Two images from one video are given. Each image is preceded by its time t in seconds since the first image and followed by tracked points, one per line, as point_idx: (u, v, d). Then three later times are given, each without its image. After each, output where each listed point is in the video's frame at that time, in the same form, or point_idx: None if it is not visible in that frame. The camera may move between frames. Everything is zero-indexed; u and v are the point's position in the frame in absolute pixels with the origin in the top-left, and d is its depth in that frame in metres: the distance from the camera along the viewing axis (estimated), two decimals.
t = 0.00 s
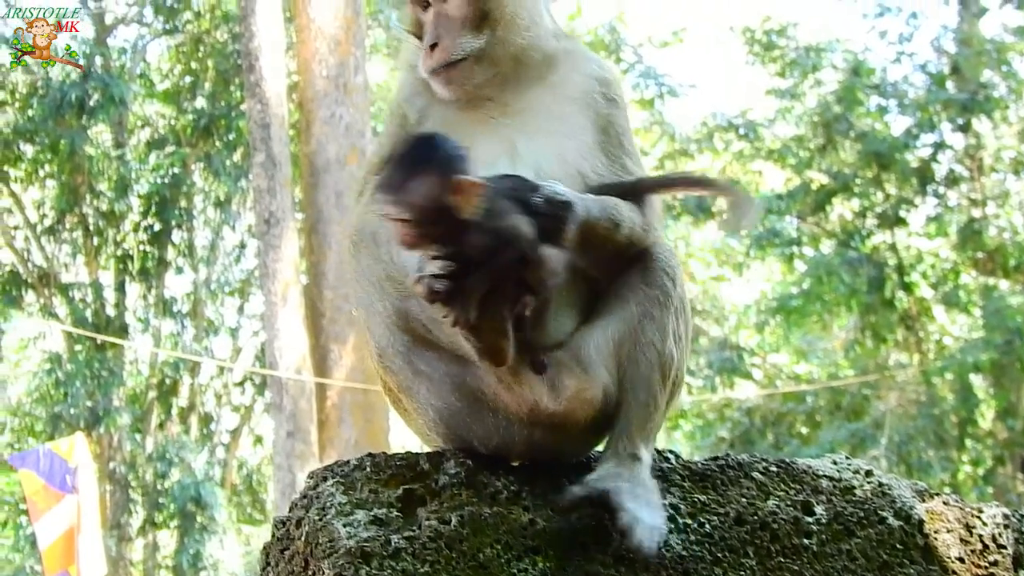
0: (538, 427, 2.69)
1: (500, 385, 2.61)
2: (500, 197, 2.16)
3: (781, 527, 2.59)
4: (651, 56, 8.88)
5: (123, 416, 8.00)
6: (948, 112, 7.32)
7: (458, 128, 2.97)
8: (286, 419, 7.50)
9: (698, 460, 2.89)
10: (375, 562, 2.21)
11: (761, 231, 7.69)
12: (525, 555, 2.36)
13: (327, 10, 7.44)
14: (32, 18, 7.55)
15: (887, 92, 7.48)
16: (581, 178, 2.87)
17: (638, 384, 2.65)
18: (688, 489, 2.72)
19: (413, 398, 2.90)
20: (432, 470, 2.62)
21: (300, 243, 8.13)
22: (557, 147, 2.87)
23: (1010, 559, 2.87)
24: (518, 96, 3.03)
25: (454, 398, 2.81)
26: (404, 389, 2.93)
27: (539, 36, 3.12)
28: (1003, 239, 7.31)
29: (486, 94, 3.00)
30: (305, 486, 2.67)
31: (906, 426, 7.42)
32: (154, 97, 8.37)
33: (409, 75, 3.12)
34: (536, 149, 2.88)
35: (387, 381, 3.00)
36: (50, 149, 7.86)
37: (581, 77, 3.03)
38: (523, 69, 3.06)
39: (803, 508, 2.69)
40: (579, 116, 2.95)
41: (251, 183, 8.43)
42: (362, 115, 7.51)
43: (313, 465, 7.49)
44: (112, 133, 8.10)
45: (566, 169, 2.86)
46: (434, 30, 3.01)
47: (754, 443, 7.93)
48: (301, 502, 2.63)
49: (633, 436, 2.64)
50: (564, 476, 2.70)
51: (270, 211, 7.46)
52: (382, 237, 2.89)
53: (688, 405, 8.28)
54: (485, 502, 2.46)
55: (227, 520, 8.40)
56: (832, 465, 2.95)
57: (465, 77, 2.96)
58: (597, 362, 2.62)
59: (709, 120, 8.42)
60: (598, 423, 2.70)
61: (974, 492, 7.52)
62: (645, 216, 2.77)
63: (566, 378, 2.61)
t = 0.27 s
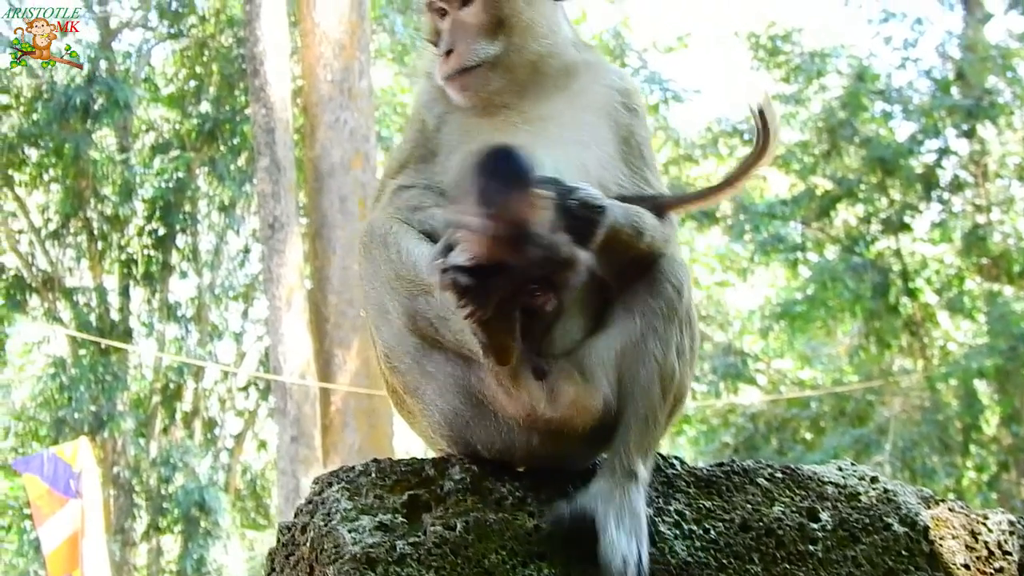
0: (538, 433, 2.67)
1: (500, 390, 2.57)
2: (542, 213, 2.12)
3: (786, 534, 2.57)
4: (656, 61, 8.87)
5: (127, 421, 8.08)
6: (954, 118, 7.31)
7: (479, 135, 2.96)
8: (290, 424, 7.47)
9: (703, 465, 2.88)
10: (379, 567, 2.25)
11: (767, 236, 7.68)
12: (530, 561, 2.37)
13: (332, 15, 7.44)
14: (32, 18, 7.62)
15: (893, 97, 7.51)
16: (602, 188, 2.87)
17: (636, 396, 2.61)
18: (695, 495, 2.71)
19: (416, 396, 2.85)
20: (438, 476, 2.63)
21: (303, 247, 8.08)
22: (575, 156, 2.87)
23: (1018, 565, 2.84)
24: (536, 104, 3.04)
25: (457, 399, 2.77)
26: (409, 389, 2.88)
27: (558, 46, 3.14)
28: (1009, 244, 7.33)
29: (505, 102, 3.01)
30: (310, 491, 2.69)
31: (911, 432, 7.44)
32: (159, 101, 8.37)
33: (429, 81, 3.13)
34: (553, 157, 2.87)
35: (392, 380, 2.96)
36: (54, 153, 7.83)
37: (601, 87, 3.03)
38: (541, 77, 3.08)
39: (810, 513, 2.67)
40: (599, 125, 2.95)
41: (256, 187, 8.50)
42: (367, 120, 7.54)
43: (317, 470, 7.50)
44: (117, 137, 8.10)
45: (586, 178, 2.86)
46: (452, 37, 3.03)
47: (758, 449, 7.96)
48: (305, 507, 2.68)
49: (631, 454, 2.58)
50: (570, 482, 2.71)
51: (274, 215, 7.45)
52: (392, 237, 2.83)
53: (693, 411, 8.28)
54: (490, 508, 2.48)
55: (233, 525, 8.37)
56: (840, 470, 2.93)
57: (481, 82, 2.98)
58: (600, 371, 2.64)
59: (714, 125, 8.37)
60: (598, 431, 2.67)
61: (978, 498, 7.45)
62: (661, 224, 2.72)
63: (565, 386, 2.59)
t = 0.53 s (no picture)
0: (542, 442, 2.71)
1: (505, 395, 2.65)
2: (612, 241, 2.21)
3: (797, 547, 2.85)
4: (664, 70, 8.85)
5: (135, 429, 8.13)
6: (963, 129, 7.34)
7: (509, 149, 3.05)
8: (298, 433, 7.51)
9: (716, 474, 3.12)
10: None
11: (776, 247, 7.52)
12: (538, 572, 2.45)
13: (340, 24, 7.42)
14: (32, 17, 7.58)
15: (902, 108, 7.53)
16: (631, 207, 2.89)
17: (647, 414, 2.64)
18: (707, 504, 2.94)
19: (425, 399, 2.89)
20: (448, 486, 2.61)
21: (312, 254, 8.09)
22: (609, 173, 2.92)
23: None
24: (572, 121, 3.09)
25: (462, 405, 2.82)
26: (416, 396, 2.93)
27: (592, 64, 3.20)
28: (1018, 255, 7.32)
29: (541, 118, 3.05)
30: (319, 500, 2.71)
31: (919, 442, 7.49)
32: (168, 110, 8.40)
33: (461, 94, 3.19)
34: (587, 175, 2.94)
35: (401, 385, 3.01)
36: (63, 161, 7.91)
37: (634, 106, 3.07)
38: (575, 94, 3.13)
39: (819, 525, 2.95)
40: (632, 145, 2.99)
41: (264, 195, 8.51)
42: (375, 129, 7.51)
43: (326, 479, 7.54)
44: (126, 146, 8.12)
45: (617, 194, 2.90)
46: (490, 51, 3.07)
47: (767, 460, 7.96)
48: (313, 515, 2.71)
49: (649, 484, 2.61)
50: (578, 492, 2.78)
51: (283, 224, 7.47)
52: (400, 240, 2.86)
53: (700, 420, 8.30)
54: (500, 518, 2.54)
55: (240, 533, 8.39)
56: (850, 481, 3.22)
57: (519, 97, 3.01)
58: (607, 389, 2.67)
59: (722, 135, 8.29)
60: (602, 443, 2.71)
61: (987, 509, 7.46)
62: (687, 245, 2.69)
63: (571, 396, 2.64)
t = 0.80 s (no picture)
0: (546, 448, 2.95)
1: (506, 404, 2.94)
2: (662, 293, 2.27)
3: (804, 552, 2.89)
4: (669, 77, 8.90)
5: (140, 434, 8.16)
6: (969, 134, 7.34)
7: (531, 158, 3.20)
8: (303, 438, 7.47)
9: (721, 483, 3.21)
10: None
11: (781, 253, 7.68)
12: None
13: (347, 31, 7.43)
14: (32, 17, 7.49)
15: (908, 114, 7.52)
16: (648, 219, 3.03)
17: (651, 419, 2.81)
18: (712, 513, 3.02)
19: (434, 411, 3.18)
20: (453, 491, 2.79)
21: (318, 260, 8.12)
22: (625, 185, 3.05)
23: None
24: (594, 130, 3.21)
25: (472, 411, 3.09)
26: (422, 400, 3.20)
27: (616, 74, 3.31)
28: None
29: (564, 128, 3.18)
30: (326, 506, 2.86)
31: (925, 448, 7.47)
32: (174, 115, 8.41)
33: (485, 98, 3.33)
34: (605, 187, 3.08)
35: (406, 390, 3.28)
36: (69, 166, 7.90)
37: (655, 119, 3.17)
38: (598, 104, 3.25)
39: (825, 532, 2.99)
40: (650, 157, 3.11)
41: (270, 201, 8.54)
42: (381, 134, 7.52)
43: (330, 484, 7.50)
44: (132, 151, 8.14)
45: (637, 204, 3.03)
46: (517, 62, 3.20)
47: (772, 465, 8.02)
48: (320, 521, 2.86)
49: (656, 492, 2.75)
50: (585, 500, 2.92)
51: (289, 229, 7.46)
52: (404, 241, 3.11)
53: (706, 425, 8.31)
54: (506, 524, 2.66)
55: (245, 537, 8.43)
56: (855, 489, 3.26)
57: (543, 109, 3.15)
58: (610, 394, 2.86)
59: (728, 141, 8.31)
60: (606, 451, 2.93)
61: (992, 515, 7.48)
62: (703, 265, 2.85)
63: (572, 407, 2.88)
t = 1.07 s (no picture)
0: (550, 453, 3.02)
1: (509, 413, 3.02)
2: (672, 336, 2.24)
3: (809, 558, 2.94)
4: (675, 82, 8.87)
5: (145, 439, 8.23)
6: (975, 140, 7.33)
7: (544, 170, 3.35)
8: (309, 443, 7.52)
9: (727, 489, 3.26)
10: None
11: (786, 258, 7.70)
12: None
13: (353, 35, 7.40)
14: (32, 16, 7.26)
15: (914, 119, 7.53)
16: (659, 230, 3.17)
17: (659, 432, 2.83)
18: (719, 518, 3.08)
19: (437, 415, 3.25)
20: (459, 497, 2.89)
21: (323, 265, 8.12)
22: (638, 197, 3.17)
23: None
24: (610, 143, 3.34)
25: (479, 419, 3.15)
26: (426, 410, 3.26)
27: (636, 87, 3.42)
28: None
29: (582, 142, 3.32)
30: (333, 513, 2.94)
31: (930, 454, 7.48)
32: (180, 119, 8.44)
33: (501, 109, 3.47)
34: (619, 200, 3.22)
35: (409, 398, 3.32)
36: (74, 170, 7.97)
37: (671, 128, 3.27)
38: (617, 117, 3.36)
39: (831, 538, 3.04)
40: (665, 166, 3.21)
41: (275, 205, 8.48)
42: (387, 139, 7.52)
43: (336, 489, 7.59)
44: (137, 155, 8.20)
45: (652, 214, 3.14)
46: (542, 78, 3.30)
47: (777, 470, 7.99)
48: (327, 527, 2.94)
49: (657, 496, 2.79)
50: (592, 505, 2.99)
51: (294, 234, 7.47)
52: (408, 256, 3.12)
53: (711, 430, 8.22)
54: (512, 529, 2.74)
55: (250, 542, 8.48)
56: (862, 495, 3.31)
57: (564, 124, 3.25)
58: (614, 404, 2.93)
59: (733, 146, 8.23)
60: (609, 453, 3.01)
61: (998, 521, 7.43)
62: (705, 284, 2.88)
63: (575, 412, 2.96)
